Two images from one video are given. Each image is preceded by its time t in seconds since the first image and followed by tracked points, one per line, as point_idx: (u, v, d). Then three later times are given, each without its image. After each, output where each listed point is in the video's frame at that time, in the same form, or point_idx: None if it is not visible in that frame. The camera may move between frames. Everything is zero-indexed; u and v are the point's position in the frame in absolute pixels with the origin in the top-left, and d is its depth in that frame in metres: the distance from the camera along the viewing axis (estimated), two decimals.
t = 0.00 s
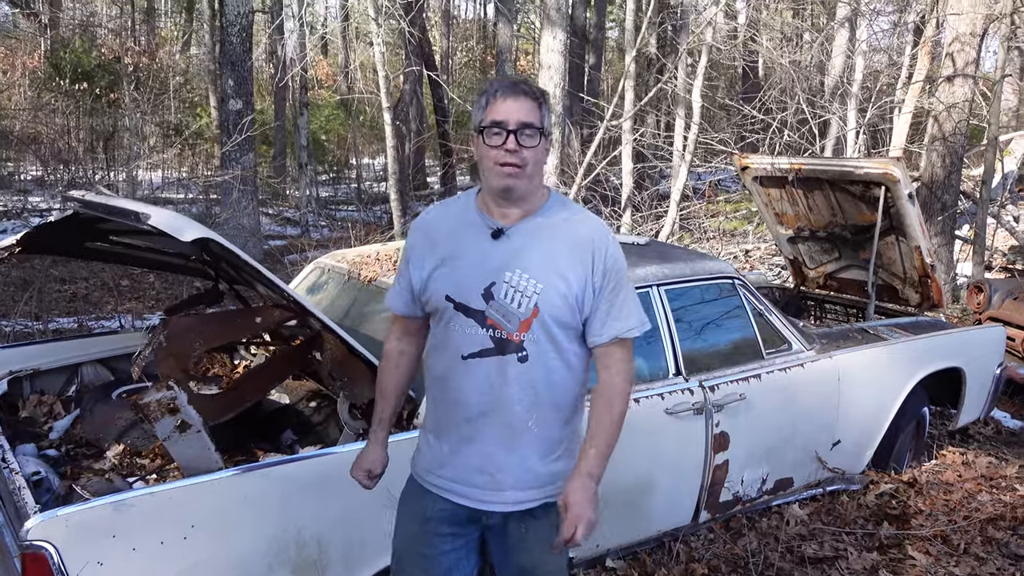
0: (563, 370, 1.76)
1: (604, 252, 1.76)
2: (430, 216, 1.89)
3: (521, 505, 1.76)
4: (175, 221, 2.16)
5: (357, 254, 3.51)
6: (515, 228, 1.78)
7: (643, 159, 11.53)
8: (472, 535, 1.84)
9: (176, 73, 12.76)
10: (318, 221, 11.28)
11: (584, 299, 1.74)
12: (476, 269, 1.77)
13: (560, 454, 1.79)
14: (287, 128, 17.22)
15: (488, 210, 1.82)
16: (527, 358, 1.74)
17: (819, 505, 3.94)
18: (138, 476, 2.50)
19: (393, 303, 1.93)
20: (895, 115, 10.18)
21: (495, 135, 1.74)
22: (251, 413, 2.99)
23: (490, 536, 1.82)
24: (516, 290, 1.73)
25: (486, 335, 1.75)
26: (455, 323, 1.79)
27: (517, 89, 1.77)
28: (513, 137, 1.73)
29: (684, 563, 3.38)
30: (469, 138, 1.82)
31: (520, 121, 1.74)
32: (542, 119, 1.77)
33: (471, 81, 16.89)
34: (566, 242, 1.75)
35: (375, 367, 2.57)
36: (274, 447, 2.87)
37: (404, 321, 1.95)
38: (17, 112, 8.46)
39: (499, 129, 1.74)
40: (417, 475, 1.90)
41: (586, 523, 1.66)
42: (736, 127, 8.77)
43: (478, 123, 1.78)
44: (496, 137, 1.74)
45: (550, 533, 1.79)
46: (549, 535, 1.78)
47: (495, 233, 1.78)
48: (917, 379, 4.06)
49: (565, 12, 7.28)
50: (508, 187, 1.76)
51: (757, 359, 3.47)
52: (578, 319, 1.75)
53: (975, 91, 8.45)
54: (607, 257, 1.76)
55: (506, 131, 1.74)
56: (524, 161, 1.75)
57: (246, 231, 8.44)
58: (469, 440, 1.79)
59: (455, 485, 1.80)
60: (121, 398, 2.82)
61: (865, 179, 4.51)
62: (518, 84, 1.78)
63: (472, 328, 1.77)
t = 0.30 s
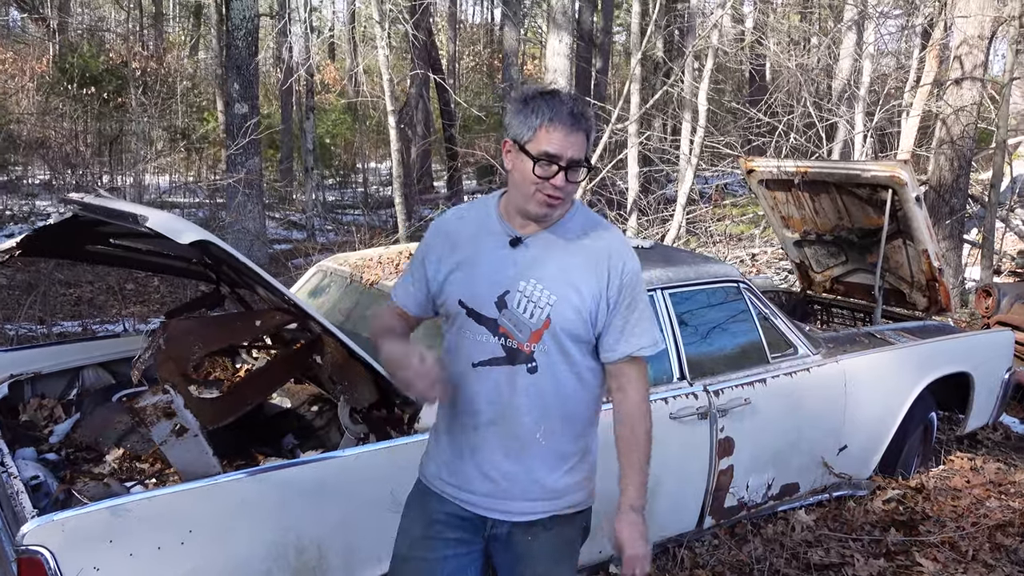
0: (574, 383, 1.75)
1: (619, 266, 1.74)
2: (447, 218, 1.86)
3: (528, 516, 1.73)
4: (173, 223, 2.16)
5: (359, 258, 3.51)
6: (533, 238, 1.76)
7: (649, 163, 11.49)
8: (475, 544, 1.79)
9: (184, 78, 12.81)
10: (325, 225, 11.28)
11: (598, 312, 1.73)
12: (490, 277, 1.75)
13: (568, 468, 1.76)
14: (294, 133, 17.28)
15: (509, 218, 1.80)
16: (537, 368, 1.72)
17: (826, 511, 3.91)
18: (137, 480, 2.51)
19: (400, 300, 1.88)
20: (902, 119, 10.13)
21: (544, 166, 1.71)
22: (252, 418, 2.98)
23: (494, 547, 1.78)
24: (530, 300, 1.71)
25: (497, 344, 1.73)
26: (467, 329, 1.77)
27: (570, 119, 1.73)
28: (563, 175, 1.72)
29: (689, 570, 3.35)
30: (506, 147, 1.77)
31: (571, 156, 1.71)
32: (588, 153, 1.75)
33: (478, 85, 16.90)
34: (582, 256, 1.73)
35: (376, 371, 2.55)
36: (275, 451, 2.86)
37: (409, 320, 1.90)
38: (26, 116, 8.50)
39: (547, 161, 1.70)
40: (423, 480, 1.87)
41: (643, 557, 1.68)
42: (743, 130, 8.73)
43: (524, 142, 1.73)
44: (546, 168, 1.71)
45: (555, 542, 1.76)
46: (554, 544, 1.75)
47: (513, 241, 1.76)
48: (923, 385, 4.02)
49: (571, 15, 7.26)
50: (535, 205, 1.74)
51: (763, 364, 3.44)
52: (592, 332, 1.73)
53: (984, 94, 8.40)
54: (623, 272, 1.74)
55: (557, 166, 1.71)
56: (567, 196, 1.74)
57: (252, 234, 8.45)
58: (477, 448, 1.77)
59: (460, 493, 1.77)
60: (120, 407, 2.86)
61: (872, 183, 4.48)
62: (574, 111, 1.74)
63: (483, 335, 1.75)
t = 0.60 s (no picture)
0: (584, 382, 1.74)
1: (633, 267, 1.76)
2: (458, 212, 1.83)
3: (529, 518, 1.70)
4: (175, 226, 2.16)
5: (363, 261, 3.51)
6: (548, 233, 1.75)
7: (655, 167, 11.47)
8: (477, 556, 1.74)
9: (191, 82, 12.84)
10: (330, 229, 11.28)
11: (613, 311, 1.73)
12: (503, 270, 1.72)
13: (572, 472, 1.75)
14: (300, 137, 17.32)
15: (522, 212, 1.78)
16: (549, 364, 1.70)
17: (833, 516, 3.88)
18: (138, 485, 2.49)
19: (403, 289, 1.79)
20: (909, 122, 10.08)
21: (538, 152, 1.70)
22: (255, 421, 2.97)
23: (496, 556, 1.73)
24: (545, 294, 1.70)
25: (508, 338, 1.69)
26: (476, 322, 1.72)
27: (569, 108, 1.72)
28: (556, 161, 1.69)
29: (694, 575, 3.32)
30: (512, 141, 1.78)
31: (568, 144, 1.69)
32: (590, 144, 1.72)
33: (483, 90, 16.92)
34: (598, 255, 1.73)
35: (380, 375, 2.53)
36: (279, 455, 2.85)
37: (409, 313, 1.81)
38: (33, 120, 8.52)
39: (541, 146, 1.70)
40: (420, 484, 1.80)
41: (700, 553, 1.76)
42: (748, 133, 8.70)
43: (524, 132, 1.74)
44: (540, 154, 1.70)
45: (557, 549, 1.73)
46: (556, 550, 1.73)
47: (528, 236, 1.74)
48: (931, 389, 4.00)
49: (576, 19, 7.25)
50: (542, 201, 1.73)
51: (769, 368, 3.42)
52: (605, 332, 1.73)
53: (991, 98, 8.37)
54: (637, 272, 1.75)
55: (551, 152, 1.69)
56: (563, 183, 1.72)
57: (257, 238, 8.45)
58: (481, 447, 1.71)
59: (460, 496, 1.71)
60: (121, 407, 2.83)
61: (879, 186, 4.45)
62: (574, 100, 1.73)
63: (494, 329, 1.70)
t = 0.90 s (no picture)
0: (603, 384, 1.75)
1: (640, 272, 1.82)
2: (462, 215, 1.74)
3: (562, 524, 1.69)
4: (179, 229, 2.15)
5: (367, 264, 3.51)
6: (566, 237, 1.74)
7: (660, 170, 11.43)
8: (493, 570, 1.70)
9: (196, 86, 12.87)
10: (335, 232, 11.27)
11: (627, 313, 1.78)
12: (529, 271, 1.66)
13: (593, 474, 1.76)
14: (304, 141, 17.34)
15: (534, 216, 1.75)
16: (579, 365, 1.69)
17: (841, 521, 3.85)
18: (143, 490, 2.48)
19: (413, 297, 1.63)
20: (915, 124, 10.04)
21: (558, 153, 1.74)
22: (260, 426, 2.97)
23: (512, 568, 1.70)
24: (572, 296, 1.68)
25: (539, 340, 1.64)
26: (502, 325, 1.64)
27: (589, 113, 1.76)
28: (574, 163, 1.73)
29: None
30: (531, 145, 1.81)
31: (586, 148, 1.73)
32: (608, 151, 1.76)
33: (488, 93, 16.91)
34: (615, 258, 1.76)
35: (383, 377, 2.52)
36: (283, 459, 2.85)
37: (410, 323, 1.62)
38: (39, 124, 8.53)
39: (561, 147, 1.73)
40: (441, 502, 1.69)
41: (656, 556, 1.76)
42: (754, 135, 8.67)
43: (545, 134, 1.77)
44: (559, 155, 1.74)
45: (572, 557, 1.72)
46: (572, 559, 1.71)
47: (548, 239, 1.71)
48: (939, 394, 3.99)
49: (581, 21, 7.23)
50: (557, 205, 1.73)
51: (777, 372, 3.39)
52: (619, 334, 1.77)
53: (998, 99, 8.32)
54: (644, 278, 1.82)
55: (569, 154, 1.73)
56: (578, 186, 1.73)
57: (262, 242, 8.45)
58: (512, 454, 1.65)
59: (494, 509, 1.65)
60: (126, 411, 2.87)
61: (886, 188, 4.43)
62: (592, 105, 1.78)
63: (522, 331, 1.64)
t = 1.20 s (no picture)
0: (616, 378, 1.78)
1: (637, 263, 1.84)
2: (461, 223, 1.69)
3: (593, 523, 1.71)
4: (182, 233, 2.13)
5: (372, 268, 3.49)
6: (573, 238, 1.73)
7: (664, 172, 11.40)
8: None
9: (200, 89, 12.88)
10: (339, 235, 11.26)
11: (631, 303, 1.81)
12: (542, 275, 1.66)
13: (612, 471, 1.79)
14: (308, 144, 17.34)
15: (537, 219, 1.71)
16: (598, 365, 1.71)
17: (849, 526, 3.82)
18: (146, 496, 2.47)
19: (426, 314, 1.60)
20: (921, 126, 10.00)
21: (580, 162, 1.67)
22: (265, 430, 2.96)
23: None
24: (586, 296, 1.69)
25: (560, 344, 1.64)
26: (522, 331, 1.62)
27: (600, 115, 1.70)
28: (598, 169, 1.68)
29: None
30: (534, 148, 1.72)
31: (604, 150, 1.68)
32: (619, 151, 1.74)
33: (492, 96, 16.90)
34: (616, 253, 1.79)
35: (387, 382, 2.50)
36: (288, 463, 2.83)
37: (426, 340, 1.62)
38: (43, 127, 8.54)
39: (583, 155, 1.66)
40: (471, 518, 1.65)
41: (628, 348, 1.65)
42: (759, 137, 8.63)
43: (556, 140, 1.68)
44: (583, 163, 1.67)
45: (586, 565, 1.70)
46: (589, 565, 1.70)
47: (555, 241, 1.70)
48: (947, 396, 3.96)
49: (585, 24, 7.22)
50: (566, 207, 1.69)
51: (784, 376, 3.36)
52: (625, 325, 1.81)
53: (1004, 101, 8.26)
54: (642, 268, 1.86)
55: (593, 160, 1.67)
56: (601, 188, 1.70)
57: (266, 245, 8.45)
58: (544, 460, 1.65)
59: (530, 518, 1.64)
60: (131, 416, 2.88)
61: (893, 191, 4.40)
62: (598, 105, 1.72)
63: (542, 337, 1.63)
